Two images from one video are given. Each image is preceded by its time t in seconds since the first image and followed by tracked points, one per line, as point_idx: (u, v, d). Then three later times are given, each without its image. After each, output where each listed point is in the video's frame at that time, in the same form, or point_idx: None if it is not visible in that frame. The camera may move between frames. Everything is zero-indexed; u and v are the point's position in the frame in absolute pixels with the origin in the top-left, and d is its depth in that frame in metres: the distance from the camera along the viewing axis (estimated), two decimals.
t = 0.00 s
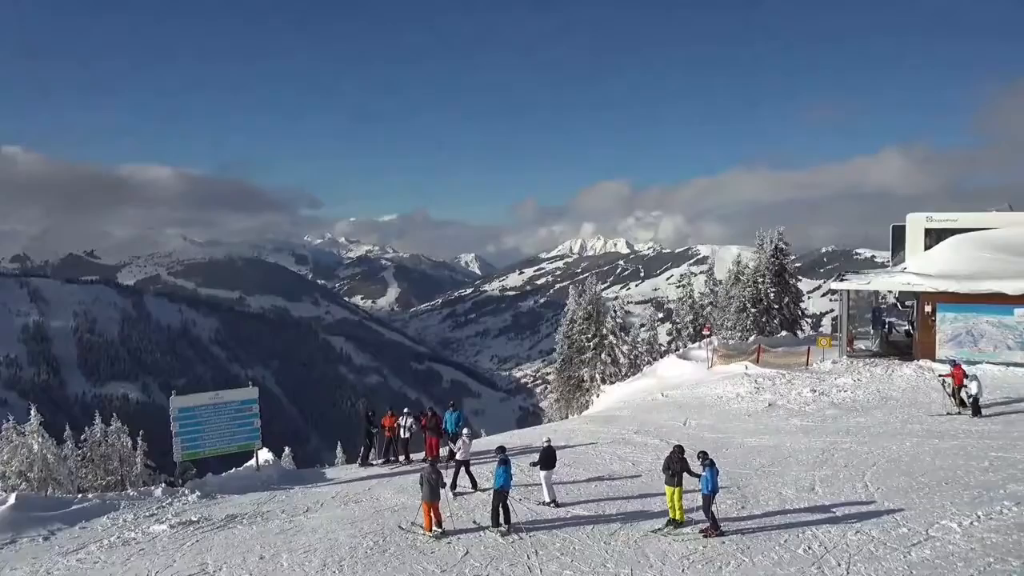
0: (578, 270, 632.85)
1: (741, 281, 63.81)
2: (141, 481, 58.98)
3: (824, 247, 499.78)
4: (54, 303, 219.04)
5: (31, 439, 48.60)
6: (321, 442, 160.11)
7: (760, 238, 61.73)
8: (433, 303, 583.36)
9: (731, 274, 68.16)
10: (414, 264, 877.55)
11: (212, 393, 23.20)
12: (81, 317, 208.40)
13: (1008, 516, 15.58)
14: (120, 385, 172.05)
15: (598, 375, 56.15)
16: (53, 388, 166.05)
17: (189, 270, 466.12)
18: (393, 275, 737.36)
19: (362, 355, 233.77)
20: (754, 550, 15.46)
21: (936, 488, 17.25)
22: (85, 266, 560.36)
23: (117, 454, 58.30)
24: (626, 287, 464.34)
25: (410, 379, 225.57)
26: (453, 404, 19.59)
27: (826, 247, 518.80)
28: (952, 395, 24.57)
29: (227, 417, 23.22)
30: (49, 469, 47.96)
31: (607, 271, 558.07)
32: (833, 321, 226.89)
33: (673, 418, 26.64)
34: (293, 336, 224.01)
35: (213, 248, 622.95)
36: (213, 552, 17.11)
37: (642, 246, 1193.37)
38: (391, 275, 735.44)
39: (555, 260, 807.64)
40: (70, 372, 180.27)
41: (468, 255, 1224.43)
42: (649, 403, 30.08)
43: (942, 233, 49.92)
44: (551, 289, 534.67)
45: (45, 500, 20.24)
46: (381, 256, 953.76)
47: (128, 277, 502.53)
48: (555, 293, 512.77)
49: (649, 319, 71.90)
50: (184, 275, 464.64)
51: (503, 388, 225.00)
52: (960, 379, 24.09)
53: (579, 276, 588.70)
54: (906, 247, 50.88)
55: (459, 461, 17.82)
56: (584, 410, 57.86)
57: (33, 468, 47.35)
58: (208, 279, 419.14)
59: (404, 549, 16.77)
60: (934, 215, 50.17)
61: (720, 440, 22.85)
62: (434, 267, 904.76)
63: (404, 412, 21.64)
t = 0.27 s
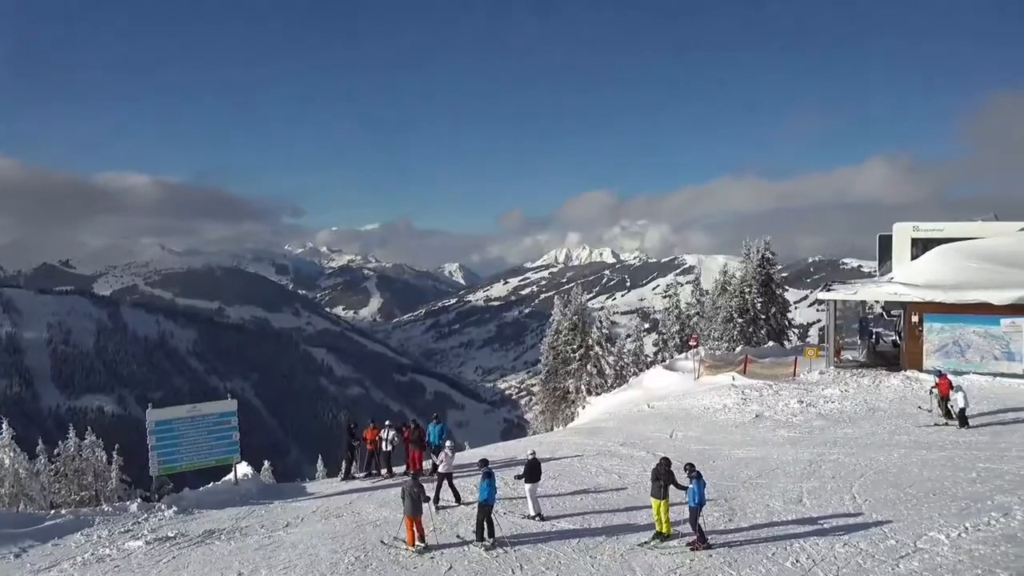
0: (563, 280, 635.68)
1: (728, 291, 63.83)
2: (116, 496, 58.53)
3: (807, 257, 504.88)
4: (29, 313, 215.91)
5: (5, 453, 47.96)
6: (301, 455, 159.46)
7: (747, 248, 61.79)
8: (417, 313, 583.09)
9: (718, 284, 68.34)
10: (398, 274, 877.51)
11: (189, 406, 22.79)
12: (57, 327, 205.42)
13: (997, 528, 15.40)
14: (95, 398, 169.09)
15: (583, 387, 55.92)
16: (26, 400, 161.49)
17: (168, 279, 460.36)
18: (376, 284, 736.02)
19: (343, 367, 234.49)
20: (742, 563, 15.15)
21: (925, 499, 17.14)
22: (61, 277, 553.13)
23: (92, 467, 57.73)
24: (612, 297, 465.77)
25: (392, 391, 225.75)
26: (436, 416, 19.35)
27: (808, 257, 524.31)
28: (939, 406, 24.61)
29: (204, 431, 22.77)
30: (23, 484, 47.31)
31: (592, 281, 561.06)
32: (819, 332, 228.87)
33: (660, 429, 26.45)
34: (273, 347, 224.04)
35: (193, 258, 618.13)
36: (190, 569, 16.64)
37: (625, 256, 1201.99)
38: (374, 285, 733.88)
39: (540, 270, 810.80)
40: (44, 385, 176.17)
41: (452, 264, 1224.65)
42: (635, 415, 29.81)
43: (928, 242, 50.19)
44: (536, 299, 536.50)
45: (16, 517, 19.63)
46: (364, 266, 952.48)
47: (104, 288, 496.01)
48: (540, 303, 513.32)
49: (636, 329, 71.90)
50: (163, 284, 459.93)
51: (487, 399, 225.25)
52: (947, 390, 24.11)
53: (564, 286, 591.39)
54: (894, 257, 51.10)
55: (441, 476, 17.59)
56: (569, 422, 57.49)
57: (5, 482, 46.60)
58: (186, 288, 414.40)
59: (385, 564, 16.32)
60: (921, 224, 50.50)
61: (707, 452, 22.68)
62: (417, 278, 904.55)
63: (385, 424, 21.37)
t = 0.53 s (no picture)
0: (549, 288, 638.21)
1: (717, 299, 64.02)
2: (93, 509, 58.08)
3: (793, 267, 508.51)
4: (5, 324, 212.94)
5: None
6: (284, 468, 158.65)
7: (735, 256, 62.09)
8: (402, 322, 582.90)
9: (707, 293, 68.64)
10: (384, 284, 877.36)
11: (169, 416, 22.43)
12: (33, 338, 202.63)
13: (986, 538, 15.28)
14: (72, 410, 166.35)
15: (571, 397, 55.82)
16: None
17: (150, 288, 456.12)
18: (361, 293, 736.61)
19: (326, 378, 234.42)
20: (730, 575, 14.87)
21: (914, 510, 17.02)
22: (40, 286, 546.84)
23: (69, 480, 57.11)
24: (600, 306, 466.49)
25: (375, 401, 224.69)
26: (421, 426, 19.15)
27: (794, 266, 527.54)
28: (927, 415, 24.59)
29: (184, 442, 22.41)
30: None
31: (578, 290, 563.77)
32: (808, 341, 230.11)
33: (648, 439, 26.31)
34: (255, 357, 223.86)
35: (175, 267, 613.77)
36: None
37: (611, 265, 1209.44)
38: (359, 294, 734.53)
39: (526, 279, 814.41)
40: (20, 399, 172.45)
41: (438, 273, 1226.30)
42: (623, 425, 29.70)
43: (917, 251, 50.42)
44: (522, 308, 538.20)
45: None
46: (349, 275, 951.38)
47: (81, 297, 490.55)
48: (526, 312, 514.91)
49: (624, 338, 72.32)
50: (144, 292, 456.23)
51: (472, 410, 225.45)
52: (936, 399, 24.11)
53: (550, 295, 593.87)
54: (882, 265, 51.23)
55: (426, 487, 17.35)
56: (556, 432, 57.43)
57: None
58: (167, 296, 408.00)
59: None
60: (909, 233, 50.69)
61: (696, 462, 22.53)
62: (402, 287, 905.51)
63: (370, 435, 21.12)
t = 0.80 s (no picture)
0: (534, 299, 640.41)
1: (703, 309, 64.24)
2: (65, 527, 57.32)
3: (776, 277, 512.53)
4: None
5: None
6: (264, 482, 157.45)
7: (720, 267, 62.29)
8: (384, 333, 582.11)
9: (693, 303, 68.93)
10: (367, 295, 876.67)
11: (144, 429, 22.02)
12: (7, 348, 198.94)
13: (974, 550, 15.13)
14: (44, 423, 162.98)
15: (555, 409, 55.97)
16: None
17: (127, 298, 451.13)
18: (343, 305, 736.22)
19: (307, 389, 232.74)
20: None
21: (901, 522, 16.86)
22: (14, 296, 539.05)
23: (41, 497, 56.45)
24: (586, 316, 467.09)
25: (357, 413, 223.70)
26: (403, 440, 18.92)
27: (776, 278, 532.71)
28: (913, 427, 24.58)
29: (160, 457, 22.03)
30: None
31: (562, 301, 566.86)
32: (794, 351, 231.54)
33: (634, 452, 26.14)
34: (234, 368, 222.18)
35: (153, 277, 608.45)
36: None
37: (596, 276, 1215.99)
38: (341, 306, 733.94)
39: (509, 289, 816.97)
40: None
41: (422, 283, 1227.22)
42: (608, 437, 29.54)
43: (903, 261, 50.66)
44: (505, 319, 539.61)
45: None
46: (331, 285, 949.22)
47: (55, 308, 483.89)
48: (509, 323, 516.36)
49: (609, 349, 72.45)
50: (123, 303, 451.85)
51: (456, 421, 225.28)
52: (921, 411, 24.09)
53: (534, 306, 596.40)
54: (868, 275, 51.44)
55: (406, 503, 17.10)
56: (540, 445, 57.39)
57: None
58: (141, 304, 400.97)
59: None
60: (895, 243, 50.95)
61: (682, 475, 22.35)
62: (385, 298, 905.20)
63: (351, 449, 20.87)
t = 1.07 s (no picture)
0: (518, 305, 641.85)
1: (690, 316, 64.28)
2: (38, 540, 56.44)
3: (760, 284, 515.60)
4: None
5: None
6: (242, 491, 155.86)
7: (707, 273, 62.36)
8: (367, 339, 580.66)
9: (679, 310, 69.06)
10: (351, 302, 874.82)
11: (121, 440, 21.68)
12: None
13: (962, 559, 14.99)
14: (19, 432, 160.04)
15: (540, 417, 55.93)
16: None
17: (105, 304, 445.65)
18: (326, 312, 734.76)
19: (288, 397, 231.69)
20: None
21: (889, 531, 16.73)
22: None
23: (14, 509, 55.61)
24: (572, 322, 467.41)
25: (339, 421, 223.06)
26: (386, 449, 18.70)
27: (758, 285, 538.24)
28: (901, 434, 24.54)
29: (137, 467, 21.69)
30: None
31: (547, 307, 568.45)
32: (780, 358, 232.57)
33: (619, 461, 25.96)
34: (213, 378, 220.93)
35: (132, 283, 601.91)
36: None
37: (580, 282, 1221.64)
38: (324, 313, 732.49)
39: (494, 295, 818.72)
40: None
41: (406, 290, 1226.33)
42: (594, 446, 29.32)
43: (890, 267, 50.85)
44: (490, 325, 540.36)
45: None
46: (314, 292, 945.61)
47: (30, 315, 476.84)
48: (494, 330, 517.05)
49: (595, 356, 72.44)
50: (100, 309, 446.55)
51: (440, 430, 225.03)
52: (908, 418, 24.11)
53: (518, 313, 598.03)
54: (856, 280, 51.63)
55: (386, 513, 16.89)
56: (525, 453, 57.22)
57: None
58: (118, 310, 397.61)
59: None
60: (882, 248, 51.20)
61: (669, 484, 22.16)
62: (368, 305, 903.71)
63: (332, 459, 20.63)
